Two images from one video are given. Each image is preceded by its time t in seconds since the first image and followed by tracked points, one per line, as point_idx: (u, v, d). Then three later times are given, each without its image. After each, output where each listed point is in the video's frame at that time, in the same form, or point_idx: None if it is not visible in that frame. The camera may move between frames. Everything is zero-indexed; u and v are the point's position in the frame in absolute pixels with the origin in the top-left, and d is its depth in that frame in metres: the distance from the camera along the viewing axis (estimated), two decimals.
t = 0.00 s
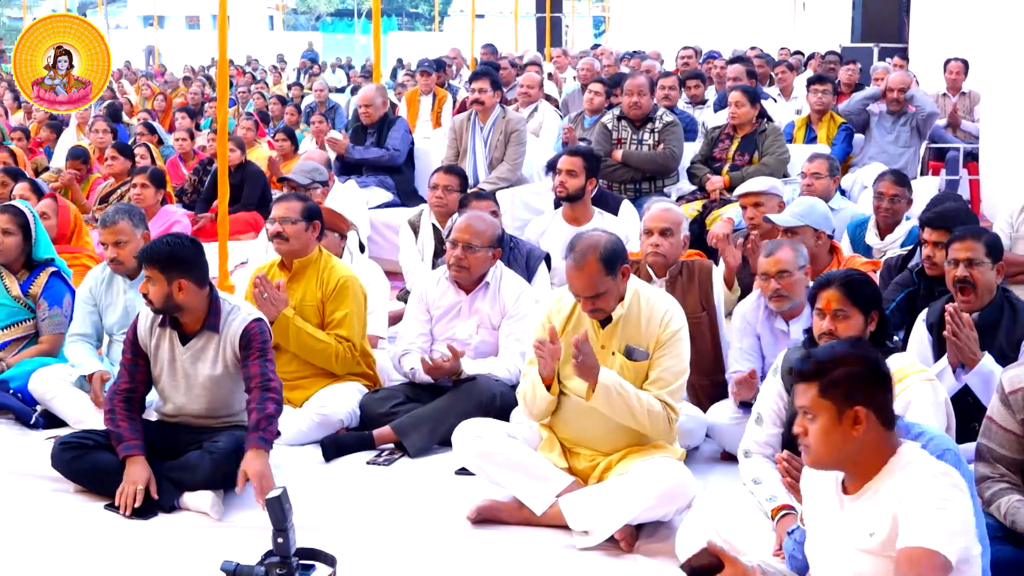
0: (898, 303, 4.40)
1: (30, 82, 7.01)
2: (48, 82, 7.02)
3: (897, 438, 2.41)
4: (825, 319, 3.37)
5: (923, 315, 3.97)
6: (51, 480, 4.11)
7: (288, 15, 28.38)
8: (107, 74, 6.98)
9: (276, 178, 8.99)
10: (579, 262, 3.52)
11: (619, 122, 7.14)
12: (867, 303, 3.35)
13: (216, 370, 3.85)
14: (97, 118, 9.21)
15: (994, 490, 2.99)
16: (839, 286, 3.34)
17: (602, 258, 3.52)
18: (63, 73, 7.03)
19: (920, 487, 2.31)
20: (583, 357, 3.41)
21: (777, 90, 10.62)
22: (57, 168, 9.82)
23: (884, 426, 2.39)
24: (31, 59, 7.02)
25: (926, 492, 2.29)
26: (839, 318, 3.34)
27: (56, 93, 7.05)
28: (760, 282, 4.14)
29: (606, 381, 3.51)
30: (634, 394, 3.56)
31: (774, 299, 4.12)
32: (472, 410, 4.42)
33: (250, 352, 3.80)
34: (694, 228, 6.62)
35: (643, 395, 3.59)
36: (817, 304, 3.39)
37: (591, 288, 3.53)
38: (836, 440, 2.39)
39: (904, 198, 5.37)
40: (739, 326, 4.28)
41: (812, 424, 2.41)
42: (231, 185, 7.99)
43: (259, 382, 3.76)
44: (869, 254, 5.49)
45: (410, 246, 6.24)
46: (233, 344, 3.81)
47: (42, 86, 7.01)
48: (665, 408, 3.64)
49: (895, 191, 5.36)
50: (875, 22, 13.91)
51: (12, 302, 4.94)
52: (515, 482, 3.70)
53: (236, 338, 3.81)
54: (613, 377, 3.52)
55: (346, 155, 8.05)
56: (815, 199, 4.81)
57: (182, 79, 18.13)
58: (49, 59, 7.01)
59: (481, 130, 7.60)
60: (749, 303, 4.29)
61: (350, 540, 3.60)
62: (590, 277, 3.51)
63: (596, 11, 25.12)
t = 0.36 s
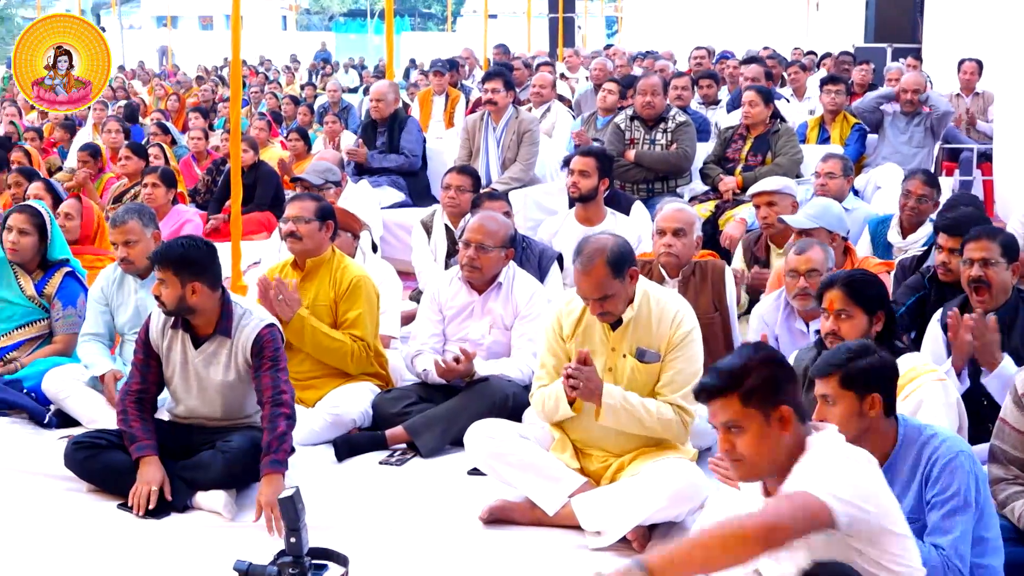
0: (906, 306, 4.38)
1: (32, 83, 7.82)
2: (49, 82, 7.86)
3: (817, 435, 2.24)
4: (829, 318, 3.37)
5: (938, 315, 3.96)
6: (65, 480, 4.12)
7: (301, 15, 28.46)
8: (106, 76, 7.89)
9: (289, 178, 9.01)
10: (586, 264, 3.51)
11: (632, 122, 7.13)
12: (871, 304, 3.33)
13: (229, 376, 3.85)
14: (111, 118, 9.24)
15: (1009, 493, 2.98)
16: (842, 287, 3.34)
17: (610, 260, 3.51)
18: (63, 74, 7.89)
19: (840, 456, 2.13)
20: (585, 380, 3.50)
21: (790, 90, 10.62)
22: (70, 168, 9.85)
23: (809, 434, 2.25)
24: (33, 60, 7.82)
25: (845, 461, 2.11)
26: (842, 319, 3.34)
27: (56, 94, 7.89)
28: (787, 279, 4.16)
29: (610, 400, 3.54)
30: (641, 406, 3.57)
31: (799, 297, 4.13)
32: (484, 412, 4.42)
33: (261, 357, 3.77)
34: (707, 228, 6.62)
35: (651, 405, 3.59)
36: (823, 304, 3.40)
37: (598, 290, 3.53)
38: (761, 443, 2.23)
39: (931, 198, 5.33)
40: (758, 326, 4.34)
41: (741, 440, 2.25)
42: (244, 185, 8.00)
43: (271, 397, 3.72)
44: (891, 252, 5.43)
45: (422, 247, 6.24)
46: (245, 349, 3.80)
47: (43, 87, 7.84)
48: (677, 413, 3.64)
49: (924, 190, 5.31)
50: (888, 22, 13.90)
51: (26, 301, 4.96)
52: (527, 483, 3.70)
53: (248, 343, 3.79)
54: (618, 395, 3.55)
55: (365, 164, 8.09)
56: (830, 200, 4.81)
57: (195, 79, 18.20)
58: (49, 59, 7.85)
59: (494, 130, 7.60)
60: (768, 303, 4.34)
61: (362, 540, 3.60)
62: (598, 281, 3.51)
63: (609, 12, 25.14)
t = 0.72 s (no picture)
0: (922, 307, 4.37)
1: (31, 82, 8.08)
2: (48, 82, 8.11)
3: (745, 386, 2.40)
4: (836, 319, 3.37)
5: (950, 315, 3.97)
6: (76, 479, 4.13)
7: (312, 16, 28.49)
8: (106, 75, 8.13)
9: (299, 179, 9.02)
10: (597, 259, 3.54)
11: (642, 122, 7.12)
12: (878, 304, 3.32)
13: (236, 388, 3.82)
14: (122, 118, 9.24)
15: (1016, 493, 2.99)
16: (849, 289, 3.34)
17: (618, 255, 3.53)
18: (64, 73, 8.14)
19: (707, 416, 2.33)
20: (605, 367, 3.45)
21: (801, 90, 10.60)
22: (81, 167, 9.85)
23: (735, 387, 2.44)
24: (32, 61, 8.07)
25: (704, 422, 2.32)
26: (849, 320, 3.34)
27: (57, 94, 8.14)
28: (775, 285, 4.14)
29: (626, 391, 3.53)
30: (655, 400, 3.58)
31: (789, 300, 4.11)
32: (495, 411, 4.41)
33: (268, 370, 3.72)
34: (718, 229, 6.61)
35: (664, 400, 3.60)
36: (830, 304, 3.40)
37: (608, 285, 3.55)
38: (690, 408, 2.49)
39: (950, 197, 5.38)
40: (756, 336, 4.28)
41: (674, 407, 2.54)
42: (255, 185, 8.01)
43: (276, 410, 3.66)
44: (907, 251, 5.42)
45: (433, 247, 6.24)
46: (252, 361, 3.75)
47: (43, 87, 8.09)
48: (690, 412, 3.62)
49: (944, 189, 5.38)
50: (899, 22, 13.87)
51: (35, 300, 4.97)
52: (537, 483, 3.70)
53: (255, 355, 3.73)
54: (632, 385, 3.54)
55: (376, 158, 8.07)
56: (845, 203, 4.79)
57: (206, 79, 18.19)
58: (50, 60, 8.09)
59: (504, 131, 7.60)
60: (766, 309, 4.29)
61: (372, 540, 3.61)
62: (608, 277, 3.53)
63: (620, 12, 25.13)
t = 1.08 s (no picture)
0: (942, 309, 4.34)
1: (32, 82, 8.31)
2: (49, 82, 8.34)
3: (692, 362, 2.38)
4: (854, 320, 3.37)
5: (962, 315, 3.96)
6: (89, 478, 4.14)
7: (324, 16, 28.53)
8: (104, 74, 8.40)
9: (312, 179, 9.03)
10: (614, 248, 3.49)
11: (654, 123, 7.11)
12: (896, 306, 3.33)
13: (244, 406, 3.82)
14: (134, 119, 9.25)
15: None
16: (868, 289, 3.34)
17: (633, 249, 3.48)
18: (63, 73, 8.41)
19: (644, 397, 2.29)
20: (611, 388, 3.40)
21: (814, 90, 10.59)
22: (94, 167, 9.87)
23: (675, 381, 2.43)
24: (34, 60, 8.31)
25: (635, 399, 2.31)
26: (867, 321, 3.34)
27: (56, 93, 8.40)
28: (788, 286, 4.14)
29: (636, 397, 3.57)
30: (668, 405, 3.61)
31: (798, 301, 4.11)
32: (507, 411, 4.41)
33: (274, 389, 3.68)
34: (730, 229, 6.61)
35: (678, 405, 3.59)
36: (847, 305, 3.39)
37: (615, 267, 3.49)
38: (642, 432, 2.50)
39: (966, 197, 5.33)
40: (768, 338, 4.26)
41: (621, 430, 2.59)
42: (267, 186, 8.02)
43: (284, 427, 3.63)
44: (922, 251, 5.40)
45: (445, 247, 6.25)
46: (259, 379, 3.71)
47: (43, 86, 8.31)
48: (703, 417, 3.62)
49: (959, 189, 5.33)
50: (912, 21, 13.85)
51: (47, 299, 4.99)
52: (549, 483, 3.71)
53: (261, 373, 3.70)
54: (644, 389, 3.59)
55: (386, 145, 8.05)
56: (855, 203, 4.77)
57: (218, 79, 18.22)
58: (49, 59, 8.36)
59: (516, 131, 7.60)
60: (778, 309, 4.28)
61: (385, 540, 3.61)
62: (623, 266, 3.49)
63: (632, 13, 25.14)
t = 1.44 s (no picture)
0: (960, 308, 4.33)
1: (31, 83, 9.06)
2: (48, 84, 9.08)
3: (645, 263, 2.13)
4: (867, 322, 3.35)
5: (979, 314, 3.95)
6: (104, 478, 4.14)
7: (339, 16, 28.61)
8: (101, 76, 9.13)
9: (326, 178, 9.05)
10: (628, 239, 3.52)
11: (668, 123, 7.10)
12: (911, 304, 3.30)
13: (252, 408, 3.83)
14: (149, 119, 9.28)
15: None
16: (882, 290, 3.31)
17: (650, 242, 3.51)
18: (63, 74, 9.14)
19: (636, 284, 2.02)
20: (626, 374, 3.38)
21: (829, 90, 10.58)
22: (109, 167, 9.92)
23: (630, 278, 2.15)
24: (31, 61, 9.04)
25: (615, 285, 2.06)
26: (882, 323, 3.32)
27: (57, 94, 9.14)
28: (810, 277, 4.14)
29: (648, 396, 3.49)
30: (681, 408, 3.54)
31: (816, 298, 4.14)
32: (521, 412, 4.40)
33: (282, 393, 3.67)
34: (744, 230, 6.61)
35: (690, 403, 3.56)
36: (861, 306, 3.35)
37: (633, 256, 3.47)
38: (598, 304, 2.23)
39: (972, 196, 5.36)
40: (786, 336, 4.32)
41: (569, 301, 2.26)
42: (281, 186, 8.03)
43: (292, 432, 3.60)
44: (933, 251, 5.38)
45: (459, 247, 6.25)
46: (265, 383, 3.72)
47: (42, 88, 9.06)
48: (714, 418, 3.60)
49: (965, 187, 5.36)
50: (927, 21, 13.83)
51: (63, 299, 5.01)
52: (564, 483, 3.69)
53: (268, 376, 3.70)
54: (656, 391, 3.50)
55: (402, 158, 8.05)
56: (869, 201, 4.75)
57: (233, 79, 18.28)
58: (48, 60, 9.09)
59: (529, 131, 7.59)
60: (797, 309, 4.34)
61: (398, 540, 3.62)
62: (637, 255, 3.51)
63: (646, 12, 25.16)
